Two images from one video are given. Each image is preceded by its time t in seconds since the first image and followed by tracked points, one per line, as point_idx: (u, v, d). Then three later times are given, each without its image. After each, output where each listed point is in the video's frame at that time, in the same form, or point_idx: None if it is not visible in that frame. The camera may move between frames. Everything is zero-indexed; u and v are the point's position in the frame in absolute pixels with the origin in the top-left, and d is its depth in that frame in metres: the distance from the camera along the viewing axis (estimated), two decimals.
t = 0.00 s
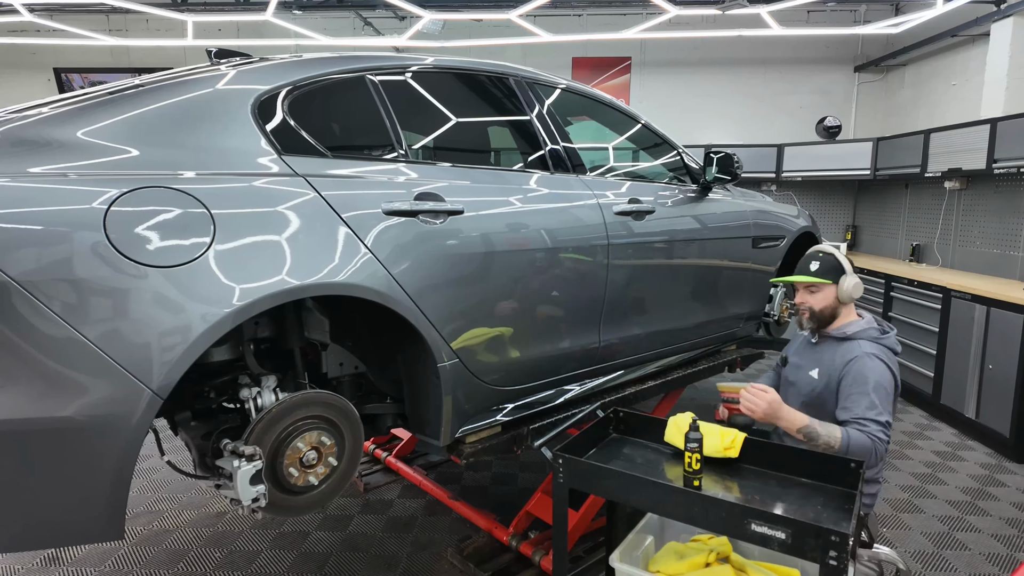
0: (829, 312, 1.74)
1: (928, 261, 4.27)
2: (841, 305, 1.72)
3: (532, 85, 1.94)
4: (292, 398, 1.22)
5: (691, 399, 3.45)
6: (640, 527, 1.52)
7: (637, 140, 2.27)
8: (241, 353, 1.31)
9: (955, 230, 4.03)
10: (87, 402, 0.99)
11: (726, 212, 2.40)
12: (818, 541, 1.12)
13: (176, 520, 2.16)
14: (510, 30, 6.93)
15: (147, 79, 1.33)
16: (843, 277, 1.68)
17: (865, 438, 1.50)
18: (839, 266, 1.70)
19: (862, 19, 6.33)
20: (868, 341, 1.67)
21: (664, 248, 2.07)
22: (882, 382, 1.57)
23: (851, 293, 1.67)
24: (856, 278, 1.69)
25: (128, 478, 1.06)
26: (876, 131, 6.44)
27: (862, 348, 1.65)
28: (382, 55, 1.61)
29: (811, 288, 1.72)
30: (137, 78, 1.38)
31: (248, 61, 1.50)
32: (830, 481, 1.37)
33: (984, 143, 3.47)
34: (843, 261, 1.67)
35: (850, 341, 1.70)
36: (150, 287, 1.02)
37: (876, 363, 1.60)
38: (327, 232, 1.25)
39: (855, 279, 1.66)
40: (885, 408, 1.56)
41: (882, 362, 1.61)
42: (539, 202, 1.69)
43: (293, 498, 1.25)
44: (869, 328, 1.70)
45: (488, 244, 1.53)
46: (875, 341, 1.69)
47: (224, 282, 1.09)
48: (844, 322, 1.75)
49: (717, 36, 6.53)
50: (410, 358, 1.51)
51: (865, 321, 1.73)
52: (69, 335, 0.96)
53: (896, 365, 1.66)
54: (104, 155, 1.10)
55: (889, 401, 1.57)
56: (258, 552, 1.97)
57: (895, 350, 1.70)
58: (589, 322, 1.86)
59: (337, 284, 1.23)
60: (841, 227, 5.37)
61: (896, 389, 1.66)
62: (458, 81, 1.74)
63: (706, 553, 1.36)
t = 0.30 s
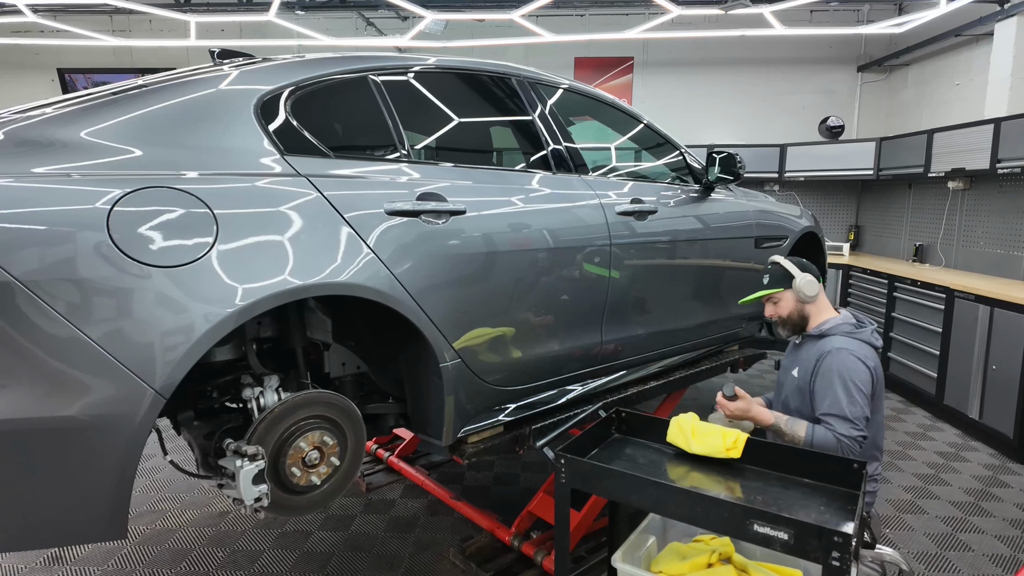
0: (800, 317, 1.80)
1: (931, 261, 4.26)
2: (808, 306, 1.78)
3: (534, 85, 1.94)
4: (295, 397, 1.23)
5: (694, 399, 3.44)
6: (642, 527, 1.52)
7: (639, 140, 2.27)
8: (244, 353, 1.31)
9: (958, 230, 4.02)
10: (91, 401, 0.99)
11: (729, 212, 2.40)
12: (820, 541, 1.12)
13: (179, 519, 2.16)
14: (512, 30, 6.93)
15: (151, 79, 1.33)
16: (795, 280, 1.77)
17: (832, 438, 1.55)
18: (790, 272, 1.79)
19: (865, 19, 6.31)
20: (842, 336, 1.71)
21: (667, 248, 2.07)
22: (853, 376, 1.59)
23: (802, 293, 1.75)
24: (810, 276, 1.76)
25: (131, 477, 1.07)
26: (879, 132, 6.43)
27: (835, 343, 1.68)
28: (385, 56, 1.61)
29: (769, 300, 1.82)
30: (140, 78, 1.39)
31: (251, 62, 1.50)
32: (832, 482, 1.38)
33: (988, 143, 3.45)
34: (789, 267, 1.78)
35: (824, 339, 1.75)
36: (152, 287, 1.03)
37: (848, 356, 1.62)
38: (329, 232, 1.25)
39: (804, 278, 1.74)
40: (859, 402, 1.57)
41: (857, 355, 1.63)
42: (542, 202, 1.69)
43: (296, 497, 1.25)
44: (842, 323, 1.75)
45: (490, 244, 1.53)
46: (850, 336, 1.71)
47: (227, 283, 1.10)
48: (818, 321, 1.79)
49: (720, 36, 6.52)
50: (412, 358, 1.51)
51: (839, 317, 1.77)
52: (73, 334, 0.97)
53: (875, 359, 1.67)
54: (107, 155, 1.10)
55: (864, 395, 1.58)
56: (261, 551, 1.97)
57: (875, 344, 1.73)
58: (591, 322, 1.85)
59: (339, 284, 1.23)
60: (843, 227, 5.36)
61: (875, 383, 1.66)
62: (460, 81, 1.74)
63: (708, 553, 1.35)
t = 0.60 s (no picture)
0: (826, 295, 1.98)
1: (934, 261, 4.25)
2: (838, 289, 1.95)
3: (537, 85, 1.94)
4: (297, 397, 1.23)
5: (696, 400, 3.44)
6: (644, 528, 1.52)
7: (641, 140, 2.27)
8: (247, 353, 1.31)
9: (962, 230, 4.00)
10: (94, 401, 0.99)
11: (732, 213, 2.40)
12: (823, 542, 1.11)
13: (182, 519, 2.17)
14: (515, 30, 6.93)
15: (154, 80, 1.34)
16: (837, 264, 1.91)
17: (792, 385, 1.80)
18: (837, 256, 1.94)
19: (869, 18, 6.29)
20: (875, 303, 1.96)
21: (669, 248, 2.06)
22: (845, 353, 1.80)
23: (838, 278, 1.90)
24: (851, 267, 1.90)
25: (134, 476, 1.07)
26: (882, 132, 6.41)
27: (847, 323, 1.86)
28: (387, 56, 1.61)
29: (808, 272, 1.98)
30: (143, 78, 1.39)
31: (253, 62, 1.50)
32: (835, 482, 1.38)
33: (992, 143, 3.44)
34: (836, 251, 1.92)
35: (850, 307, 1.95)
36: (155, 287, 1.03)
37: (852, 337, 1.81)
38: (332, 232, 1.25)
39: (843, 266, 1.88)
40: (842, 373, 1.79)
41: (859, 337, 1.81)
42: (544, 202, 1.69)
43: (298, 497, 1.25)
44: (861, 309, 1.89)
45: (492, 244, 1.53)
46: (864, 321, 1.86)
47: (229, 282, 1.10)
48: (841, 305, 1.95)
49: (723, 36, 6.51)
50: (414, 358, 1.51)
51: (863, 306, 1.91)
52: (76, 334, 0.97)
53: (880, 343, 1.83)
54: (110, 155, 1.10)
55: (850, 369, 1.80)
56: (264, 551, 1.98)
57: (886, 330, 1.87)
58: (594, 322, 1.85)
59: (342, 284, 1.23)
60: (847, 227, 5.34)
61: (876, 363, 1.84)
62: (463, 81, 1.74)
63: (710, 554, 1.35)
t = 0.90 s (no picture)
0: (751, 317, 1.81)
1: (938, 261, 4.24)
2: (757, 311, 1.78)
3: (539, 85, 1.94)
4: (300, 396, 1.23)
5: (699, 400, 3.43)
6: (647, 528, 1.52)
7: (644, 139, 2.26)
8: (250, 352, 1.31)
9: (965, 230, 3.99)
10: (98, 400, 0.99)
11: (734, 213, 2.39)
12: (826, 543, 1.11)
13: (184, 518, 2.17)
14: (518, 30, 6.94)
15: (158, 80, 1.34)
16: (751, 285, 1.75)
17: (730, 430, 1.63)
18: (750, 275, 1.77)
19: (872, 18, 6.28)
20: (775, 342, 1.71)
21: (671, 248, 2.06)
22: (760, 388, 1.63)
23: (754, 300, 1.74)
24: (767, 284, 1.72)
25: (138, 476, 1.07)
26: (885, 132, 6.40)
27: (761, 353, 1.70)
28: (390, 56, 1.61)
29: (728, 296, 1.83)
30: (146, 79, 1.39)
31: (256, 62, 1.50)
32: (838, 483, 1.37)
33: (996, 143, 3.43)
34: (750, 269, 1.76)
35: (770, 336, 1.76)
36: (159, 286, 1.03)
37: (761, 370, 1.65)
38: (335, 233, 1.25)
39: (757, 287, 1.72)
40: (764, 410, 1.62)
41: (777, 366, 1.64)
42: (546, 202, 1.69)
43: (301, 496, 1.26)
44: (780, 332, 1.72)
45: (495, 244, 1.53)
46: (790, 349, 1.69)
47: (232, 282, 1.10)
48: (767, 325, 1.78)
49: (725, 36, 6.50)
50: (417, 357, 1.51)
51: (785, 326, 1.74)
52: (80, 334, 0.97)
53: (801, 368, 1.66)
54: (114, 155, 1.10)
55: (772, 403, 1.63)
56: (266, 550, 1.98)
57: (814, 354, 1.69)
58: (596, 322, 1.85)
59: (345, 284, 1.23)
60: (849, 228, 5.33)
61: (801, 388, 1.67)
62: (465, 81, 1.74)
63: (713, 554, 1.35)
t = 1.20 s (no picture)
0: (785, 311, 1.84)
1: (941, 261, 4.22)
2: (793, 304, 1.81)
3: (541, 85, 1.93)
4: (302, 396, 1.23)
5: (701, 400, 3.42)
6: (649, 528, 1.52)
7: (646, 139, 2.26)
8: (252, 352, 1.31)
9: (969, 230, 3.98)
10: (101, 399, 1.00)
11: (737, 212, 2.39)
12: (829, 544, 1.11)
13: (187, 517, 2.17)
14: (520, 30, 6.94)
15: (161, 80, 1.34)
16: (789, 279, 1.77)
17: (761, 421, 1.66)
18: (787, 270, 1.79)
19: (875, 17, 6.26)
20: (802, 335, 1.72)
21: (674, 248, 2.06)
22: (789, 375, 1.64)
23: (792, 293, 1.75)
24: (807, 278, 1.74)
25: (141, 475, 1.07)
26: (888, 131, 6.38)
27: (791, 342, 1.71)
28: (392, 56, 1.61)
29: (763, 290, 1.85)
30: (149, 79, 1.39)
31: (259, 62, 1.50)
32: (841, 483, 1.37)
33: (999, 142, 3.42)
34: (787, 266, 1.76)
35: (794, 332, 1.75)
36: (162, 286, 1.03)
37: (789, 359, 1.66)
38: (337, 233, 1.26)
39: (795, 281, 1.74)
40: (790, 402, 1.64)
41: (800, 358, 1.65)
42: (549, 202, 1.69)
43: (303, 496, 1.26)
44: (808, 322, 1.75)
45: (497, 244, 1.53)
46: (821, 340, 1.70)
47: (235, 282, 1.10)
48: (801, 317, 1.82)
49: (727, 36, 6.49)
50: (419, 357, 1.52)
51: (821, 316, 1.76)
52: (84, 333, 0.98)
53: (830, 358, 1.67)
54: (117, 155, 1.11)
55: (800, 390, 1.65)
56: (269, 549, 1.99)
57: (841, 345, 1.69)
58: (598, 322, 1.85)
59: (347, 285, 1.23)
60: (853, 228, 5.32)
61: (825, 381, 1.67)
62: (467, 81, 1.74)
63: (715, 555, 1.35)
